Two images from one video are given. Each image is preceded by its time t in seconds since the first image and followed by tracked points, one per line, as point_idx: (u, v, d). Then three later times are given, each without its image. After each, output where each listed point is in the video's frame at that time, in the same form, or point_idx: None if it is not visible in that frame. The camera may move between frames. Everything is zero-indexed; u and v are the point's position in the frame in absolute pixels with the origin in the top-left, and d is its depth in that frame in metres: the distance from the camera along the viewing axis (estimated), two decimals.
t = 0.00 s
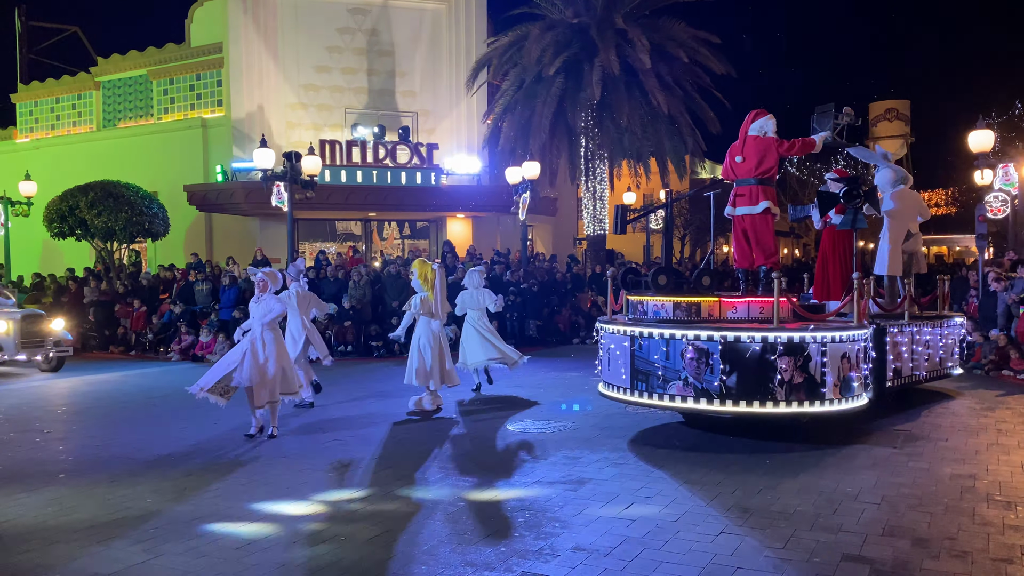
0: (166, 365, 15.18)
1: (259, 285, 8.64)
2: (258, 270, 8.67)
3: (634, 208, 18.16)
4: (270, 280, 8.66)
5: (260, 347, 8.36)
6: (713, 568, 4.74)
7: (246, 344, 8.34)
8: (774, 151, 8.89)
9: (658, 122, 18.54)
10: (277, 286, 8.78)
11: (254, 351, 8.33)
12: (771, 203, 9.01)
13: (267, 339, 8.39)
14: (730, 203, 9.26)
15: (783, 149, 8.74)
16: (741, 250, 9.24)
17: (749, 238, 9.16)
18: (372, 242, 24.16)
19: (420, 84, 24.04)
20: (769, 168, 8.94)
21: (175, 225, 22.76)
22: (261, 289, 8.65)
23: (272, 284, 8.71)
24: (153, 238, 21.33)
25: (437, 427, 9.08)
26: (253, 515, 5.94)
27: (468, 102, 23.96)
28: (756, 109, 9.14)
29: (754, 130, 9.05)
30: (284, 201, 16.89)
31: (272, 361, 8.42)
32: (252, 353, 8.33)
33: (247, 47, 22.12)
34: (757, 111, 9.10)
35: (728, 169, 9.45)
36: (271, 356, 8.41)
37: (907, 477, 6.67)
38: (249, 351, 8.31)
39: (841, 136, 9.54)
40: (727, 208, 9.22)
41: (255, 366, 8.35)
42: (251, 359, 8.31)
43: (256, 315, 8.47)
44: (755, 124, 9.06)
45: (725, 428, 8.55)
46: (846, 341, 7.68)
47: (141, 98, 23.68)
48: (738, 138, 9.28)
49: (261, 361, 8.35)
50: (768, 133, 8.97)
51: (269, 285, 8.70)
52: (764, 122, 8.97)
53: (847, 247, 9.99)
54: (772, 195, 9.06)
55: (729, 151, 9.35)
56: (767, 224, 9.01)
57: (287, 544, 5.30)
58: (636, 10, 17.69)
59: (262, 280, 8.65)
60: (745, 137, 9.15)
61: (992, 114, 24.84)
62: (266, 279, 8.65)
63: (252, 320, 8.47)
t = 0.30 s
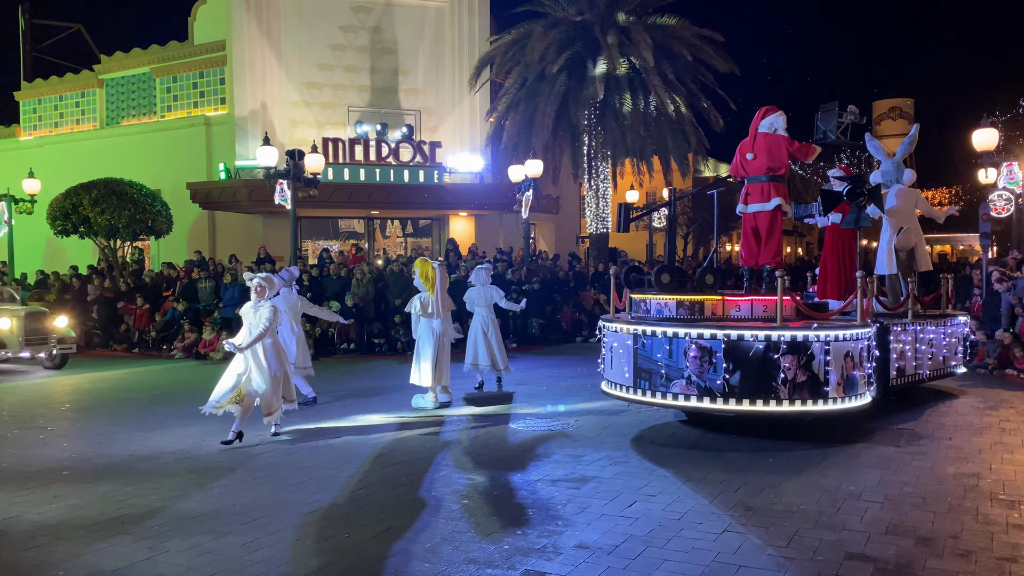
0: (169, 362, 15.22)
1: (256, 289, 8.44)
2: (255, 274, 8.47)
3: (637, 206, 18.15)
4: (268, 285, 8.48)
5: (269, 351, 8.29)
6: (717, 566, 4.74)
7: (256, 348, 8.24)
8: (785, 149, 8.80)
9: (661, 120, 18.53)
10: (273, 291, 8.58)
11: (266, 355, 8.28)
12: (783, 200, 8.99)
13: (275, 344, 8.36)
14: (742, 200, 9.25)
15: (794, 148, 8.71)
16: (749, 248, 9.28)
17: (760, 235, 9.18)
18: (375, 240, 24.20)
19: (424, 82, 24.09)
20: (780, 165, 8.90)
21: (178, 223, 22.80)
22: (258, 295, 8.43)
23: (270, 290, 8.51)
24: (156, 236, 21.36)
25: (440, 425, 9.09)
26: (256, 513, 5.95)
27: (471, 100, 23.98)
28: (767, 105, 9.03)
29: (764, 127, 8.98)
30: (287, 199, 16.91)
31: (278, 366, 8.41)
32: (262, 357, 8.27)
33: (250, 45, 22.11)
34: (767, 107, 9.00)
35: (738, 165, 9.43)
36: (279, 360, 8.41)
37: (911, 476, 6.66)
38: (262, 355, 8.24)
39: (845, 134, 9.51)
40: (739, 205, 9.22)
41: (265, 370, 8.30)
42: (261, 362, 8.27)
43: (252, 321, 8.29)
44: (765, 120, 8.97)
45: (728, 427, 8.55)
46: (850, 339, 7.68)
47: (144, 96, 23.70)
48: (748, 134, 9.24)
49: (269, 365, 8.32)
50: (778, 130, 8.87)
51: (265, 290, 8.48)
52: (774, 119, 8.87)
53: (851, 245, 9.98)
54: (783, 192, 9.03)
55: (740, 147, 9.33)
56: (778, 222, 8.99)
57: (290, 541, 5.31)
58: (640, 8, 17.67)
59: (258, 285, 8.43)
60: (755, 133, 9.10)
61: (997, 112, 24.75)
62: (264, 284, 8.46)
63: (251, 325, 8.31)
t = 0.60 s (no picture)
0: (172, 359, 15.24)
1: (245, 279, 8.35)
2: (245, 264, 8.37)
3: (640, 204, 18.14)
4: (257, 276, 8.38)
5: (249, 341, 8.15)
6: (720, 564, 4.74)
7: (236, 340, 8.11)
8: (796, 146, 8.85)
9: (664, 118, 18.51)
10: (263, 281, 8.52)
11: (246, 345, 8.13)
12: (793, 199, 9.00)
13: (256, 333, 8.22)
14: (751, 198, 9.19)
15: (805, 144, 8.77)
16: (756, 246, 9.24)
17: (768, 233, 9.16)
18: (377, 238, 24.20)
19: (426, 80, 24.12)
20: (790, 163, 8.89)
21: (181, 221, 22.82)
22: (246, 285, 8.36)
23: (258, 280, 8.42)
24: (159, 233, 21.39)
25: (443, 423, 9.09)
26: (260, 510, 5.96)
27: (474, 98, 23.97)
28: (776, 102, 9.08)
29: (773, 124, 9.01)
30: (290, 197, 16.92)
31: (264, 357, 8.24)
32: (243, 348, 8.12)
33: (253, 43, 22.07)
34: (776, 103, 9.05)
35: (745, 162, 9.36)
36: (263, 350, 8.24)
37: (914, 474, 6.66)
38: (241, 346, 8.10)
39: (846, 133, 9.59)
40: (749, 202, 9.16)
41: (248, 361, 8.15)
42: (241, 353, 8.10)
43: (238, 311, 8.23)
44: (774, 117, 9.03)
45: (731, 425, 8.54)
46: (853, 337, 7.67)
47: (147, 93, 23.71)
48: (756, 132, 9.22)
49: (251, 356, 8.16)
50: (787, 126, 8.95)
51: (255, 280, 8.41)
52: (783, 116, 8.95)
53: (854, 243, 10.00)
54: (792, 190, 9.03)
55: (749, 143, 9.26)
56: (788, 221, 9.00)
57: (293, 538, 5.32)
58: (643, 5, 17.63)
59: (248, 276, 8.34)
60: (764, 130, 9.11)
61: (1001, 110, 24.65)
62: (254, 274, 8.37)
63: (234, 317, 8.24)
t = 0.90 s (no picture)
0: (175, 357, 15.27)
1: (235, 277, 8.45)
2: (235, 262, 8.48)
3: (642, 201, 18.12)
4: (247, 273, 8.48)
5: (238, 342, 8.14)
6: (722, 562, 4.74)
7: (225, 340, 8.10)
8: (803, 144, 8.85)
9: (666, 116, 18.50)
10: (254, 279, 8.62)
11: (235, 345, 8.12)
12: (798, 197, 8.96)
13: (246, 334, 8.20)
14: (757, 194, 9.18)
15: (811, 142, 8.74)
16: (761, 243, 9.26)
17: (773, 231, 9.13)
18: (379, 236, 24.22)
19: (428, 78, 24.14)
20: (797, 161, 8.89)
21: (184, 219, 22.84)
22: (237, 282, 8.46)
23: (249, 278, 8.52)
24: (162, 231, 21.41)
25: (445, 420, 9.10)
26: (262, 508, 5.96)
27: (476, 95, 24.00)
28: (782, 99, 9.09)
29: (780, 121, 9.02)
30: (292, 195, 16.94)
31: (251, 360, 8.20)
32: (233, 349, 8.12)
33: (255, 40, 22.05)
34: (783, 101, 9.06)
35: (752, 159, 9.34)
36: (252, 351, 8.19)
37: (917, 473, 6.65)
38: (230, 345, 8.08)
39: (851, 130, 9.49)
40: (754, 199, 9.16)
41: (237, 361, 8.16)
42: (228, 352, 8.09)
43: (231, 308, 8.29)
44: (781, 114, 9.03)
45: (733, 424, 8.54)
46: (856, 335, 7.66)
47: (150, 91, 23.72)
48: (763, 129, 9.22)
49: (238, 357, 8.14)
50: (793, 124, 8.93)
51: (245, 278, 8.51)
52: (790, 113, 8.94)
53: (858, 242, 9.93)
54: (799, 188, 8.98)
55: (755, 141, 9.25)
56: (792, 219, 8.97)
57: (295, 536, 5.33)
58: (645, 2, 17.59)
59: (239, 274, 8.44)
60: (770, 127, 9.11)
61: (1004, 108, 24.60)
62: (243, 272, 8.45)
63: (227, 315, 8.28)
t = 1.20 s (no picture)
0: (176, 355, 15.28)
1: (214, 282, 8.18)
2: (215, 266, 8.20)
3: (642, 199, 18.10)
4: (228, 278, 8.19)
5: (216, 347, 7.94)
6: (722, 560, 4.74)
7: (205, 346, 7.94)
8: (806, 140, 8.82)
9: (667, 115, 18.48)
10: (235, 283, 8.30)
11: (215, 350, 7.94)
12: (799, 194, 8.96)
13: (227, 340, 7.99)
14: (758, 192, 9.20)
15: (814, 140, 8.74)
16: (761, 241, 9.26)
17: (774, 229, 9.13)
18: (380, 234, 24.20)
19: (429, 77, 24.14)
20: (799, 158, 8.88)
21: (184, 217, 22.84)
22: (217, 288, 8.19)
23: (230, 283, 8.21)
24: (163, 230, 21.41)
25: (445, 418, 9.10)
26: (262, 506, 5.97)
27: (477, 94, 24.00)
28: (787, 97, 9.08)
29: (784, 119, 9.02)
30: (293, 193, 16.93)
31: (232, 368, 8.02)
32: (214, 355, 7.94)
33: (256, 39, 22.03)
34: (787, 99, 9.05)
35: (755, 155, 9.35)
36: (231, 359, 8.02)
37: (917, 471, 6.65)
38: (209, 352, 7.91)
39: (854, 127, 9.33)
40: (754, 197, 9.17)
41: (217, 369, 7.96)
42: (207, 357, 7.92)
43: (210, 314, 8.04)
44: (785, 111, 9.02)
45: (733, 422, 8.55)
46: (857, 334, 7.66)
47: (151, 90, 23.73)
48: (766, 126, 9.22)
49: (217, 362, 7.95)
50: (797, 122, 8.95)
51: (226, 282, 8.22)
52: (794, 110, 8.94)
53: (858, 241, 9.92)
54: (800, 186, 9.00)
55: (759, 138, 9.24)
56: (792, 217, 8.96)
57: (296, 534, 5.33)
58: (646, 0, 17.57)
59: (218, 278, 8.17)
60: (774, 124, 9.11)
61: (1006, 106, 24.57)
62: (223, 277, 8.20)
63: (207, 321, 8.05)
